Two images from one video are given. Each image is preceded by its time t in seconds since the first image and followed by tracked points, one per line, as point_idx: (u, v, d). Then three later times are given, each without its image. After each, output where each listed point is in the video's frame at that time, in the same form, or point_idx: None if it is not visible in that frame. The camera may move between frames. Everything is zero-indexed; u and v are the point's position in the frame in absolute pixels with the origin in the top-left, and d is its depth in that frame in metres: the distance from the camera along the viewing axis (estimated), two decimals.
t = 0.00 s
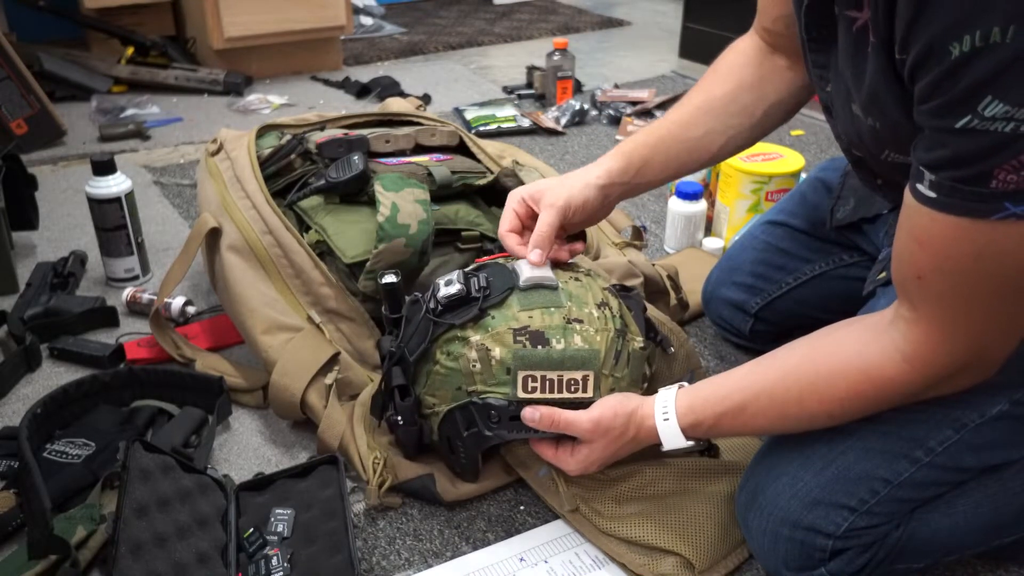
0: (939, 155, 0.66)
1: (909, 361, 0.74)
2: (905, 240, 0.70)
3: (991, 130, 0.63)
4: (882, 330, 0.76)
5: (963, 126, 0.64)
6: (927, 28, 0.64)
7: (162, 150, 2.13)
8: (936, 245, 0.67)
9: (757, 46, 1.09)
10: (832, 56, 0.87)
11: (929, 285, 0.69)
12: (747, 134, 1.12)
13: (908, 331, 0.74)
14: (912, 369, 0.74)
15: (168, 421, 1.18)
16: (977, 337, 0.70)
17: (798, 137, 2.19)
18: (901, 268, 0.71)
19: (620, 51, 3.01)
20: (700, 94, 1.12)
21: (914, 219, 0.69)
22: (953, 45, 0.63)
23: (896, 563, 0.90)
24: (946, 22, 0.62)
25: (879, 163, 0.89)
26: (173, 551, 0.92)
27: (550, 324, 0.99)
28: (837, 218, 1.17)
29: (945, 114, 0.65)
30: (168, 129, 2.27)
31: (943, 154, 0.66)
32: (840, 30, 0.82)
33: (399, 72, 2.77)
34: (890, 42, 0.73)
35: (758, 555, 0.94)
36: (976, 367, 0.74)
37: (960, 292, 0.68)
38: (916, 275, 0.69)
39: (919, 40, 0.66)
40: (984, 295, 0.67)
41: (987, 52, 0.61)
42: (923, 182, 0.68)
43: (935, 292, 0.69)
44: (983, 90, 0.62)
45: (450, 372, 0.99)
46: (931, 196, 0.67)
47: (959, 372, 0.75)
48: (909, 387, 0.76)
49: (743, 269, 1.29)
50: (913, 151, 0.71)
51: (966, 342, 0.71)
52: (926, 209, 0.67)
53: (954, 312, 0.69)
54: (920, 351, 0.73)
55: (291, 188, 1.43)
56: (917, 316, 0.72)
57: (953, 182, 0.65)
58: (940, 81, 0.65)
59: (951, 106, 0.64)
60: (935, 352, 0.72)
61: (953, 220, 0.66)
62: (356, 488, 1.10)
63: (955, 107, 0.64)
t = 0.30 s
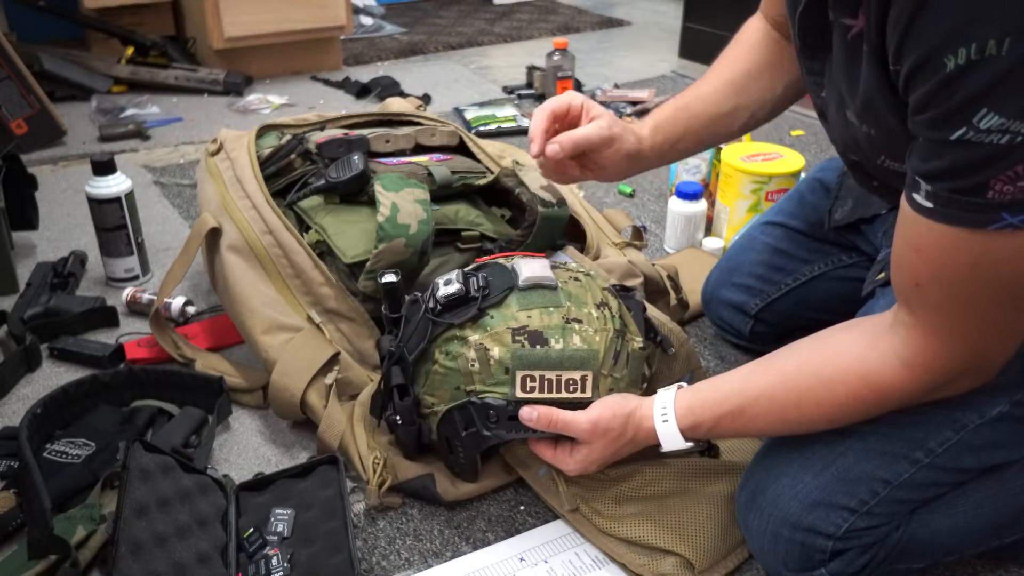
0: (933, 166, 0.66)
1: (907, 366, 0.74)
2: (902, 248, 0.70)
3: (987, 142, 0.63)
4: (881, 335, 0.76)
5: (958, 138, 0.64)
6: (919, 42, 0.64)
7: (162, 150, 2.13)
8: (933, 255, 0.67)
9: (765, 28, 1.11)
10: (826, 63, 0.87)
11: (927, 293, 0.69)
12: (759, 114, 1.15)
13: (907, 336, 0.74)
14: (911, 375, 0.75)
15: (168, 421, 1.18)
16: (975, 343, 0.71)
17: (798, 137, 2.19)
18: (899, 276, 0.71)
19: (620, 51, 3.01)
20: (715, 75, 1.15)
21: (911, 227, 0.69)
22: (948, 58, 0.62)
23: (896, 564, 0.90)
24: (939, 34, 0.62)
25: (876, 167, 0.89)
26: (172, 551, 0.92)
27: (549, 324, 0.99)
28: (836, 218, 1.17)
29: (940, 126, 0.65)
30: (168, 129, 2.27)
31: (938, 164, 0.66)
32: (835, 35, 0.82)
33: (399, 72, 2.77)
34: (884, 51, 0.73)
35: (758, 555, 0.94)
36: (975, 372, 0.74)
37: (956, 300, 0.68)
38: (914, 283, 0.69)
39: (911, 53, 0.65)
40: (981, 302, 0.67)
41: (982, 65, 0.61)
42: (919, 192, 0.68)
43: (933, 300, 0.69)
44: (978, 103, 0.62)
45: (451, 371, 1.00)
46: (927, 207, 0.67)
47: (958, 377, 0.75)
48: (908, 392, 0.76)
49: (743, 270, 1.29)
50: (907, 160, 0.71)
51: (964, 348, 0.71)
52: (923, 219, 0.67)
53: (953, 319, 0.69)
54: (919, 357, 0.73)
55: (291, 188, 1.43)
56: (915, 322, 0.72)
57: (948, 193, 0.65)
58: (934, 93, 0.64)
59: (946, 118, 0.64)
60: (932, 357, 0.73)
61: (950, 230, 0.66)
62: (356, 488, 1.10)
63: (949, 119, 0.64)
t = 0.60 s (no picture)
0: (938, 168, 0.66)
1: (908, 368, 0.74)
2: (904, 250, 0.70)
3: (992, 145, 0.62)
4: (882, 336, 0.76)
5: (963, 140, 0.64)
6: (924, 46, 0.64)
7: (162, 150, 2.13)
8: (936, 257, 0.67)
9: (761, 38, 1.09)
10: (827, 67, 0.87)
11: (929, 294, 0.69)
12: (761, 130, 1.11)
13: (907, 338, 0.74)
14: (911, 376, 0.75)
15: (168, 421, 1.18)
16: (976, 345, 0.71)
17: (798, 137, 2.19)
18: (901, 277, 0.71)
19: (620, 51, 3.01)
20: (711, 118, 1.11)
21: (914, 229, 0.69)
22: (955, 60, 0.62)
23: (896, 564, 0.90)
24: (945, 37, 0.62)
25: (878, 171, 0.89)
26: (172, 551, 0.92)
27: (551, 323, 0.99)
28: (836, 218, 1.17)
29: (945, 129, 0.64)
30: (168, 129, 2.27)
31: (943, 167, 0.66)
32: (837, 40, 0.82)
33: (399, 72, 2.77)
34: (887, 55, 0.73)
35: (758, 555, 0.94)
36: (975, 374, 0.74)
37: (958, 302, 0.68)
38: (916, 284, 0.70)
39: (916, 57, 0.65)
40: (983, 305, 0.68)
41: (989, 68, 0.61)
42: (923, 195, 0.68)
43: (936, 302, 0.69)
44: (984, 106, 0.62)
45: (453, 368, 1.00)
46: (931, 209, 0.67)
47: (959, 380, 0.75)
48: (908, 394, 0.76)
49: (744, 270, 1.29)
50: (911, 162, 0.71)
51: (965, 351, 0.71)
52: (926, 221, 0.67)
53: (954, 321, 0.69)
54: (920, 358, 0.73)
55: (291, 188, 1.43)
56: (916, 324, 0.72)
57: (953, 196, 0.65)
58: (938, 96, 0.64)
59: (951, 120, 0.64)
60: (932, 359, 0.73)
61: (953, 233, 0.66)
62: (356, 488, 1.10)
63: (954, 122, 0.64)
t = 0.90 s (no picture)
0: (938, 164, 0.66)
1: (906, 367, 0.74)
2: (903, 247, 0.70)
3: (991, 141, 0.63)
4: (880, 335, 0.76)
5: (962, 136, 0.64)
6: (925, 42, 0.64)
7: (162, 150, 2.13)
8: (936, 254, 0.67)
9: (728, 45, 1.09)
10: (829, 65, 0.87)
11: (928, 292, 0.69)
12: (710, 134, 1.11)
13: (906, 337, 0.74)
14: (910, 375, 0.75)
15: (168, 421, 1.18)
16: (975, 344, 0.71)
17: (798, 137, 2.19)
18: (900, 274, 0.71)
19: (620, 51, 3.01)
20: (654, 112, 1.11)
21: (913, 225, 0.69)
22: (955, 56, 0.62)
23: (897, 564, 0.90)
24: (946, 34, 0.62)
25: (878, 169, 0.89)
26: (173, 551, 0.92)
27: (554, 318, 1.00)
28: (837, 218, 1.17)
29: (945, 124, 0.64)
30: (168, 129, 2.27)
31: (943, 163, 0.65)
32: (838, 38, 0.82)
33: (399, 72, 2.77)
34: (888, 53, 0.73)
35: (757, 555, 0.94)
36: (974, 373, 0.74)
37: (957, 299, 0.68)
38: (915, 281, 0.69)
39: (917, 53, 0.65)
40: (982, 303, 0.68)
41: (988, 64, 0.61)
42: (922, 190, 0.68)
43: (934, 300, 0.69)
44: (984, 102, 0.62)
45: (455, 362, 1.00)
46: (931, 205, 0.67)
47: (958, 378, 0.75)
48: (907, 394, 0.76)
49: (743, 270, 1.29)
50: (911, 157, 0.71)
51: (964, 350, 0.71)
52: (926, 218, 0.67)
53: (954, 319, 0.69)
54: (919, 358, 0.73)
55: (291, 188, 1.43)
56: (915, 323, 0.72)
57: (953, 192, 0.65)
58: (939, 92, 0.64)
59: (951, 116, 0.64)
60: (931, 358, 0.73)
61: (952, 230, 0.66)
62: (356, 488, 1.10)
63: (954, 118, 0.64)
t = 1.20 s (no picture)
0: (930, 167, 0.66)
1: (903, 368, 0.74)
2: (898, 250, 0.70)
3: (981, 144, 0.62)
4: (878, 336, 0.76)
5: (953, 140, 0.64)
6: (914, 47, 0.64)
7: (162, 150, 2.13)
8: (930, 256, 0.67)
9: (711, 55, 1.08)
10: (821, 70, 0.87)
11: (923, 294, 0.69)
12: (700, 150, 1.10)
13: (903, 339, 0.74)
14: (906, 376, 0.74)
15: (167, 421, 1.17)
16: (972, 344, 0.70)
17: (798, 137, 2.19)
18: (896, 276, 0.71)
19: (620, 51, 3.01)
20: (640, 139, 1.09)
21: (907, 228, 0.68)
22: (943, 61, 0.62)
23: (897, 564, 0.90)
24: (933, 39, 0.62)
25: (875, 172, 0.89)
26: (172, 551, 0.92)
27: (556, 317, 1.00)
28: (836, 218, 1.17)
29: (937, 128, 0.64)
30: (168, 129, 2.27)
31: (935, 167, 0.65)
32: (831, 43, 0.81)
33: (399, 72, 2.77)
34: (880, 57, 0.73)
35: (757, 555, 0.94)
36: (972, 373, 0.74)
37: (952, 301, 0.68)
38: (910, 283, 0.69)
39: (907, 57, 0.65)
40: (977, 304, 0.67)
41: (976, 68, 0.61)
42: (915, 194, 0.67)
43: (930, 301, 0.69)
44: (974, 105, 0.62)
45: (456, 359, 1.00)
46: (925, 208, 0.67)
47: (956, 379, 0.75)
48: (904, 395, 0.76)
49: (743, 270, 1.29)
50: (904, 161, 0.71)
51: (961, 350, 0.71)
52: (920, 221, 0.67)
53: (950, 320, 0.69)
54: (916, 359, 0.73)
55: (291, 188, 1.43)
56: (911, 324, 0.72)
57: (946, 195, 0.65)
58: (929, 97, 0.64)
59: (942, 120, 0.64)
60: (928, 359, 0.73)
61: (946, 232, 0.66)
62: (356, 488, 1.10)
63: (945, 121, 0.63)
